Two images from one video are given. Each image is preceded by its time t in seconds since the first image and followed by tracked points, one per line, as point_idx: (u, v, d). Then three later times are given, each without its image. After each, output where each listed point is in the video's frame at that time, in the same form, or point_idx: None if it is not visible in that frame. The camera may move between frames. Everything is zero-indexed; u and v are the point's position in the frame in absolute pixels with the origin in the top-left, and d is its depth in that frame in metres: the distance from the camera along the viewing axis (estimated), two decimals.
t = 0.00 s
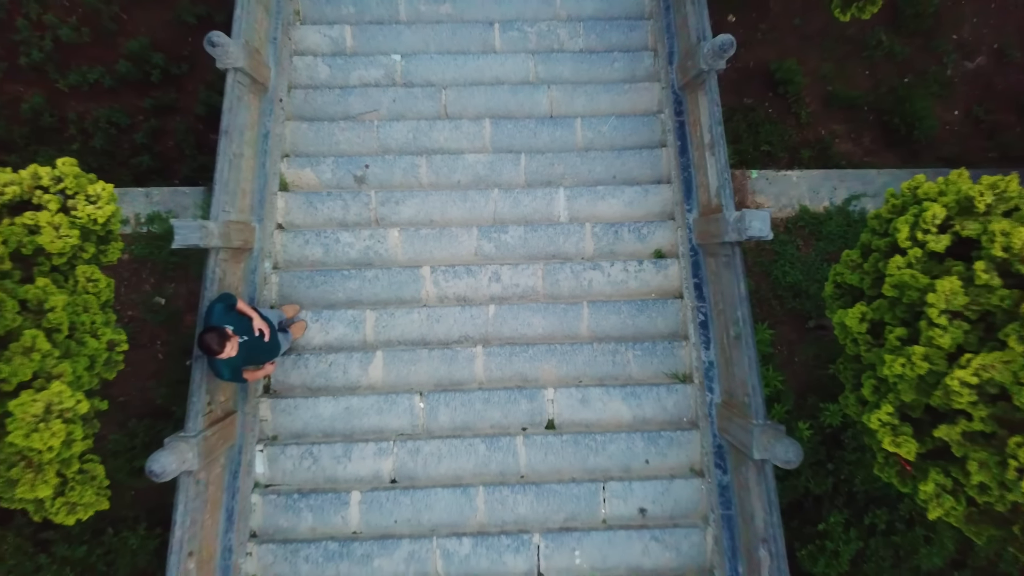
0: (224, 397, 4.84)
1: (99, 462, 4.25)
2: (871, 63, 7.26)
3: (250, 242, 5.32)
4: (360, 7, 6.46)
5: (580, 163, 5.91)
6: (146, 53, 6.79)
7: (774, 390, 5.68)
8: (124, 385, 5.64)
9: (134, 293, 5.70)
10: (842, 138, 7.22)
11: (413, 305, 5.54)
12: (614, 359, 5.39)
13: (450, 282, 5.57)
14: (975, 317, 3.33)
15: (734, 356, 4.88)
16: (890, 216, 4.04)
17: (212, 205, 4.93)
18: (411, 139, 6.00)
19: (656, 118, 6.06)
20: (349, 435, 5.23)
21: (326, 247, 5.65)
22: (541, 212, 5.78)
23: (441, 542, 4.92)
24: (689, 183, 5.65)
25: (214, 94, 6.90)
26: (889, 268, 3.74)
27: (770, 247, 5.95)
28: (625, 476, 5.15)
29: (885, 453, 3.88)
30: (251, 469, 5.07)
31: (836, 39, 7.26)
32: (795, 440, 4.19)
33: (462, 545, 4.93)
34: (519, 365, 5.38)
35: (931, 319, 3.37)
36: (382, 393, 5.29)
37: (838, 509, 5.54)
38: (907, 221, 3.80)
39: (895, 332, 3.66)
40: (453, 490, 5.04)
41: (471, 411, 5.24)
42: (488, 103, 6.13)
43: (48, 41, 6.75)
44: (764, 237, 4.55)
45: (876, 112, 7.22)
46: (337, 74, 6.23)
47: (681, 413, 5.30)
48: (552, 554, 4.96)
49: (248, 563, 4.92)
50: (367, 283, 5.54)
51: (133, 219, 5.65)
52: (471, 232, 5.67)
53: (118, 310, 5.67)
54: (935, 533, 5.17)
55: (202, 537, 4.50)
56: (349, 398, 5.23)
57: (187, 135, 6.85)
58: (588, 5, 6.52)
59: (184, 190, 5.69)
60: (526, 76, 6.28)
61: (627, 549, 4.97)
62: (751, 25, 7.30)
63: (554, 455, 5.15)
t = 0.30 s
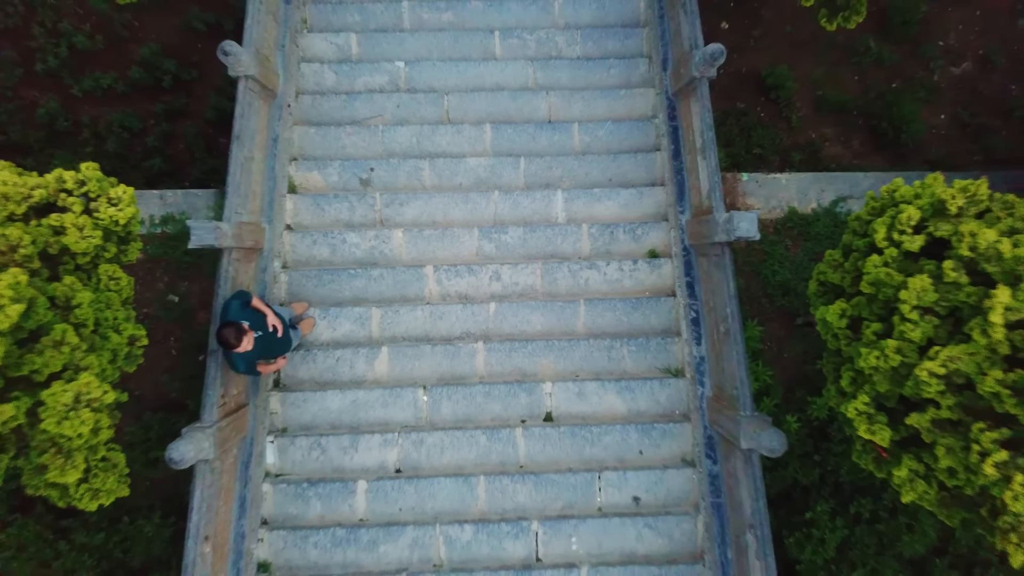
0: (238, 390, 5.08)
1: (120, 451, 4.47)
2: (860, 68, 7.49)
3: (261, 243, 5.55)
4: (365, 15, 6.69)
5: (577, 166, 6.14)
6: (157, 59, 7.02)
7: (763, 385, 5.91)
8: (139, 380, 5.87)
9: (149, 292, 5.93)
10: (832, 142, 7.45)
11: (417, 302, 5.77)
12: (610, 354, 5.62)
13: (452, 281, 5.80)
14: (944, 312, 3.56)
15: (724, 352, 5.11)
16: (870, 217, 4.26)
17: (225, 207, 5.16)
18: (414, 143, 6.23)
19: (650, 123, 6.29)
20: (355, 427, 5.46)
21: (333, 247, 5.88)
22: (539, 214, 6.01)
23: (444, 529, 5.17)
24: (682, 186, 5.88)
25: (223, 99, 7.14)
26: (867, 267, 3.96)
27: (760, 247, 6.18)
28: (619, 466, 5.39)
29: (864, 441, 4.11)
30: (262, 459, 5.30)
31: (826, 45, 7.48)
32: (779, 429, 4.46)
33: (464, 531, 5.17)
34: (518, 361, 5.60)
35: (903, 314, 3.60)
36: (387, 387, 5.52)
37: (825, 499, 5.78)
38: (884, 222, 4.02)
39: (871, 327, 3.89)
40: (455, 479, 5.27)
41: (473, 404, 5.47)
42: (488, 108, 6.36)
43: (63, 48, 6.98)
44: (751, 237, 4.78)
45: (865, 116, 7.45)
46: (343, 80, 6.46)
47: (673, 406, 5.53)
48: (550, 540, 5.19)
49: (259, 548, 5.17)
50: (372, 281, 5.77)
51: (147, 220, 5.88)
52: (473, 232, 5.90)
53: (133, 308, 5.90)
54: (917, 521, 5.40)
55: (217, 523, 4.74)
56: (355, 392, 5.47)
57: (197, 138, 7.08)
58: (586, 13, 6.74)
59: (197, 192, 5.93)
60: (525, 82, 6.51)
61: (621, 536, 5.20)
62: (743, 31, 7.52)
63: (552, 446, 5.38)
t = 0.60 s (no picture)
0: (254, 382, 5.37)
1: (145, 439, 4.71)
2: (847, 75, 7.78)
3: (273, 243, 5.82)
4: (371, 24, 6.97)
5: (574, 169, 6.43)
6: (171, 67, 7.31)
7: (752, 378, 6.20)
8: (156, 373, 6.16)
9: (165, 289, 6.21)
10: (820, 145, 7.74)
11: (421, 299, 6.06)
12: (605, 349, 5.90)
13: (455, 279, 6.09)
14: (913, 307, 3.85)
15: (713, 346, 5.39)
16: (847, 219, 4.54)
17: (241, 209, 5.45)
18: (419, 148, 6.52)
19: (644, 128, 6.59)
20: (363, 418, 5.74)
21: (341, 247, 6.16)
22: (538, 215, 6.30)
23: (448, 514, 5.45)
24: (674, 188, 6.15)
25: (234, 105, 7.43)
26: (843, 265, 4.24)
27: (749, 247, 6.47)
28: (614, 455, 5.67)
29: (841, 428, 4.41)
30: (275, 448, 5.59)
31: (814, 53, 7.77)
32: (764, 418, 4.76)
33: (467, 516, 5.46)
34: (518, 355, 5.89)
35: (875, 309, 3.89)
36: (393, 380, 5.81)
37: (810, 487, 6.08)
38: (860, 223, 4.29)
39: (847, 321, 4.17)
40: (458, 467, 5.56)
41: (475, 396, 5.76)
42: (489, 115, 6.65)
43: (80, 56, 7.26)
44: (738, 237, 5.06)
45: (852, 121, 7.74)
46: (350, 87, 6.74)
47: (666, 398, 5.82)
48: (548, 525, 5.48)
49: (273, 532, 5.46)
50: (379, 279, 6.05)
51: (164, 222, 6.17)
52: (475, 233, 6.18)
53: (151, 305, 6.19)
54: (898, 507, 5.69)
55: (234, 507, 5.02)
56: (363, 384, 5.75)
57: (209, 142, 7.37)
58: (583, 22, 7.03)
59: (212, 195, 6.23)
60: (524, 89, 6.79)
61: (615, 520, 5.49)
62: (735, 38, 7.80)
63: (550, 436, 5.67)
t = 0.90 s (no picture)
0: (266, 377, 5.61)
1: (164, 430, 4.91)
2: (837, 81, 8.02)
3: (284, 244, 6.07)
4: (376, 32, 7.22)
5: (572, 173, 6.68)
6: (184, 73, 7.56)
7: (743, 373, 6.46)
8: (171, 369, 6.41)
9: (179, 288, 6.47)
10: (811, 149, 7.99)
11: (426, 298, 6.31)
12: (602, 345, 6.15)
13: (458, 278, 6.34)
14: (890, 304, 4.09)
15: (705, 342, 5.64)
16: (832, 221, 4.78)
17: (254, 211, 5.70)
18: (423, 152, 6.77)
19: (640, 133, 6.84)
20: (370, 411, 5.99)
21: (349, 247, 6.41)
22: (538, 217, 6.55)
23: (452, 502, 5.71)
24: (669, 190, 6.35)
25: (244, 110, 7.68)
26: (826, 265, 4.48)
27: (741, 247, 6.73)
28: (611, 447, 5.93)
29: (824, 419, 4.66)
30: (287, 439, 5.84)
31: (806, 59, 8.00)
32: (752, 410, 5.01)
33: (470, 504, 5.71)
34: (519, 351, 6.14)
35: (854, 306, 4.13)
36: (399, 375, 6.06)
37: (799, 478, 6.33)
38: (842, 225, 4.53)
39: (829, 318, 4.41)
40: (461, 458, 5.81)
41: (477, 390, 6.01)
42: (491, 120, 6.90)
43: (95, 63, 7.51)
44: (729, 238, 5.31)
45: (842, 125, 7.99)
46: (357, 93, 6.99)
47: (660, 392, 6.07)
48: (548, 513, 5.73)
49: (285, 520, 5.71)
50: (385, 278, 6.30)
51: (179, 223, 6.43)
52: (477, 234, 6.44)
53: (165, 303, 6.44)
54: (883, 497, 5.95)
55: (249, 495, 5.27)
56: (370, 379, 6.01)
57: (220, 146, 7.63)
58: (581, 30, 7.27)
59: (225, 198, 6.49)
60: (525, 95, 7.04)
61: (612, 509, 5.74)
62: (729, 45, 8.03)
63: (549, 428, 5.92)
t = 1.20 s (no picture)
0: (280, 372, 5.92)
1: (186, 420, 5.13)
2: (826, 88, 8.32)
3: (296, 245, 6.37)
4: (383, 42, 7.53)
5: (571, 178, 6.99)
6: (198, 81, 7.87)
7: (734, 369, 6.77)
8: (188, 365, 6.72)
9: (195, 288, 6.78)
10: (801, 154, 8.30)
11: (431, 297, 6.62)
12: (599, 342, 6.46)
13: (462, 278, 6.65)
14: (865, 302, 4.39)
15: (697, 339, 5.94)
16: (814, 224, 5.07)
17: (269, 214, 6.00)
18: (428, 157, 7.08)
19: (636, 139, 7.15)
20: (379, 404, 6.30)
21: (358, 249, 6.72)
22: (539, 220, 6.86)
23: (456, 491, 6.02)
24: (663, 195, 6.67)
25: (255, 117, 7.98)
26: (807, 265, 4.78)
27: (732, 249, 7.04)
28: (607, 438, 6.24)
29: (806, 409, 4.97)
30: (300, 431, 6.15)
31: (796, 67, 8.31)
32: (740, 402, 5.32)
33: (474, 493, 6.02)
34: (520, 347, 6.45)
35: (832, 303, 4.43)
36: (406, 370, 6.37)
37: (787, 469, 6.64)
38: (823, 228, 4.82)
39: (810, 315, 4.71)
40: (465, 449, 6.11)
41: (480, 384, 6.32)
42: (493, 127, 7.21)
43: (112, 71, 7.82)
44: (718, 240, 5.62)
45: (831, 131, 8.29)
46: (365, 101, 7.29)
47: (654, 387, 6.38)
48: (547, 501, 6.04)
49: (298, 507, 6.03)
50: (392, 278, 6.61)
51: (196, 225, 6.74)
52: (480, 236, 6.74)
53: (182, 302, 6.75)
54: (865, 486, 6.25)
55: (264, 483, 5.58)
56: (379, 374, 6.32)
57: (232, 151, 7.94)
58: (579, 40, 7.58)
59: (239, 201, 6.80)
60: (525, 103, 7.35)
61: (608, 497, 6.05)
62: (722, 53, 8.33)
63: (549, 420, 6.23)
